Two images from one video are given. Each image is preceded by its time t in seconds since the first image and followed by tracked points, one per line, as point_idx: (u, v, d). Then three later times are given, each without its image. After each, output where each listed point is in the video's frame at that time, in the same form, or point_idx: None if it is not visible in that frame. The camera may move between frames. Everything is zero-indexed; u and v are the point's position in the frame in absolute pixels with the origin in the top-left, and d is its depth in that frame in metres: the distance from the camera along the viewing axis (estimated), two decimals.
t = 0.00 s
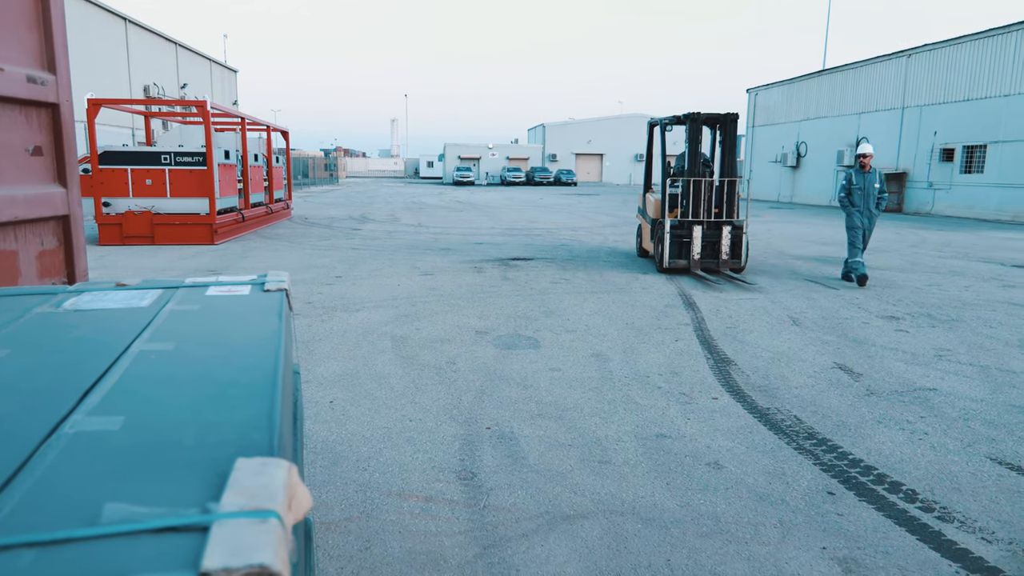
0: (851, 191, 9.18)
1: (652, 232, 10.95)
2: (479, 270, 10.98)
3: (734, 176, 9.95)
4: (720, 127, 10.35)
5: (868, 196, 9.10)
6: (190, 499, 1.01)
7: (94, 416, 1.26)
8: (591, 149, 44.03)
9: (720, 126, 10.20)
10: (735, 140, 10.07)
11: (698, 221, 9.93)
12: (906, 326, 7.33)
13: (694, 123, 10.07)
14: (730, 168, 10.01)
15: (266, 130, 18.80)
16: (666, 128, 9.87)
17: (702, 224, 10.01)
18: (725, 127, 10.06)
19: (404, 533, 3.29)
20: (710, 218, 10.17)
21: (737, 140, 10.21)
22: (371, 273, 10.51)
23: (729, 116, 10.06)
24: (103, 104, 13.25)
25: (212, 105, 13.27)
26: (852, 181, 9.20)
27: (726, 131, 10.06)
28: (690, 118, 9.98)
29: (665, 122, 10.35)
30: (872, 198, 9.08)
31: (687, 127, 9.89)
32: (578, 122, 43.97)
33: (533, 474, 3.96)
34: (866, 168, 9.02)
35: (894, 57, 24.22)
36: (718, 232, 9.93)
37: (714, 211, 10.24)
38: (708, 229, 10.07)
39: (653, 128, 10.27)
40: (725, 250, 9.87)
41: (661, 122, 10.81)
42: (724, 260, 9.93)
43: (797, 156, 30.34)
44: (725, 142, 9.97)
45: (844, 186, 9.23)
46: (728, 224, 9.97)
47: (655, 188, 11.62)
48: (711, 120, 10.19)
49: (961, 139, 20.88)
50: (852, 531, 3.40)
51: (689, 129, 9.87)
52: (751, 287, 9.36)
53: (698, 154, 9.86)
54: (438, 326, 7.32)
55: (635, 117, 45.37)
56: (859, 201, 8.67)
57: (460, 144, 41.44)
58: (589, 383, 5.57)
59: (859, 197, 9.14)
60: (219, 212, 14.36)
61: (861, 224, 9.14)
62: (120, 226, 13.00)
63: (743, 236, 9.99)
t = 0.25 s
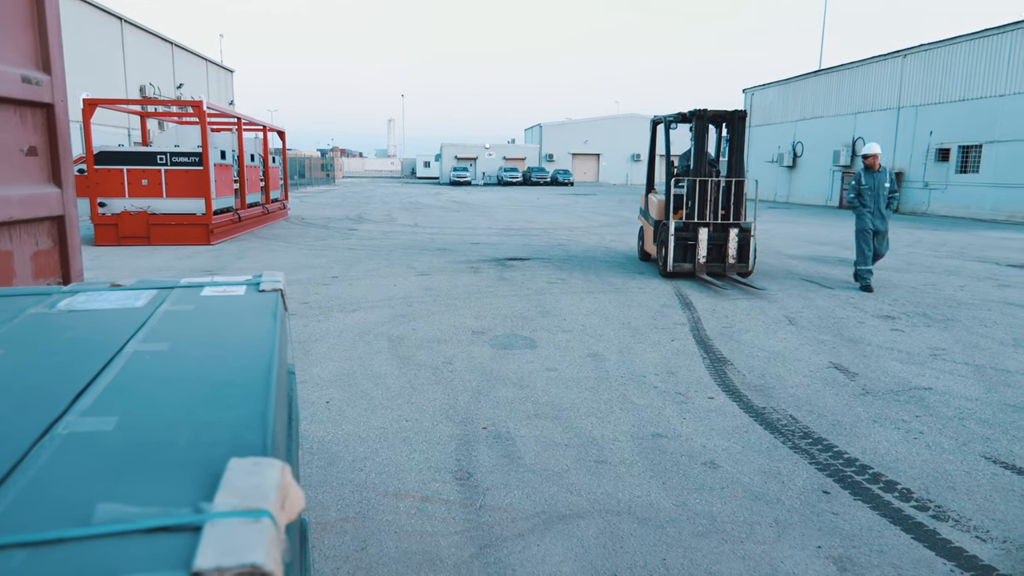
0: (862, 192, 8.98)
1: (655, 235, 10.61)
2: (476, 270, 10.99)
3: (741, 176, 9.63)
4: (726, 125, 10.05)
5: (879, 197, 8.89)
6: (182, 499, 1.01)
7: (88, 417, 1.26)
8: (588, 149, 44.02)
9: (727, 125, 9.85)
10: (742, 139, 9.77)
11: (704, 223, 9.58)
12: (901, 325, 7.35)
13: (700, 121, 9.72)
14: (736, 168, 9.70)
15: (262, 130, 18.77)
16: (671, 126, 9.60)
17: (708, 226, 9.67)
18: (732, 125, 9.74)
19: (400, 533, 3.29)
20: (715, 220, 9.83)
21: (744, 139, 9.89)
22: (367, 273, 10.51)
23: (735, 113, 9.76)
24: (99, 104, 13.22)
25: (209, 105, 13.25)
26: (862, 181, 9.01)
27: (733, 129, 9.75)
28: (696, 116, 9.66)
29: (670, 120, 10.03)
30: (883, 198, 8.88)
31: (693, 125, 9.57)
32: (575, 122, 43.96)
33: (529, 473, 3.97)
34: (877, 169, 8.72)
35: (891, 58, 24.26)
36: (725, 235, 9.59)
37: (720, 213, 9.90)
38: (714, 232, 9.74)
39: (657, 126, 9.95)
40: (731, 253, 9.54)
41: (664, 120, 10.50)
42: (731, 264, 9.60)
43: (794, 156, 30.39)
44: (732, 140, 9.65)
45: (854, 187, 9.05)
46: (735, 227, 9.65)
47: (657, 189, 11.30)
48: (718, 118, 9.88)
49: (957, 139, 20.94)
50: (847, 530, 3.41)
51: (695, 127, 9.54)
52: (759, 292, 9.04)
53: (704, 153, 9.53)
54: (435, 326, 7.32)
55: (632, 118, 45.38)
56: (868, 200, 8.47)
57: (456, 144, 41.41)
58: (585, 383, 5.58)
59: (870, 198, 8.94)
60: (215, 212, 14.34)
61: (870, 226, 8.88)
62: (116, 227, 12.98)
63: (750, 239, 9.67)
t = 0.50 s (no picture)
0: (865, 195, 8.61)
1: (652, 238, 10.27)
2: (467, 270, 10.99)
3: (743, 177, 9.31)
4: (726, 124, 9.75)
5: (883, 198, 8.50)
6: (166, 501, 1.01)
7: (72, 419, 1.26)
8: (579, 149, 44.04)
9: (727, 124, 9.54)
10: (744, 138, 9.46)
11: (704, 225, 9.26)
12: (889, 324, 7.40)
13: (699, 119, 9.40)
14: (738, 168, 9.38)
15: (253, 130, 18.70)
16: (669, 125, 9.28)
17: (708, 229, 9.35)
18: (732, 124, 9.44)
19: (390, 533, 3.30)
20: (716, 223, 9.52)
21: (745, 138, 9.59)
22: (358, 273, 10.49)
23: (736, 111, 9.46)
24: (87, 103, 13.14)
25: (199, 105, 13.19)
26: (865, 183, 8.62)
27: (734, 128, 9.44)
28: (696, 114, 9.34)
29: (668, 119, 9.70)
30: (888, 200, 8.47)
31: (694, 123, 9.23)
32: (567, 122, 43.98)
33: (519, 474, 3.97)
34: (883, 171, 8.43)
35: (879, 60, 24.35)
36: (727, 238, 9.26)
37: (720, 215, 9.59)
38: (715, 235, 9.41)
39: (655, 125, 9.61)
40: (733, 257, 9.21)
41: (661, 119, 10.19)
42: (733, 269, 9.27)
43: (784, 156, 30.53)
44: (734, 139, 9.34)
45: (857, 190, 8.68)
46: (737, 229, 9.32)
47: (653, 191, 10.96)
48: (718, 117, 9.55)
49: (945, 139, 21.09)
50: (835, 528, 3.43)
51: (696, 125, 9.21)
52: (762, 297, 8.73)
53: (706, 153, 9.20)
54: (426, 327, 7.33)
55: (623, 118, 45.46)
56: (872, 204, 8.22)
57: (448, 144, 41.37)
58: (576, 383, 5.59)
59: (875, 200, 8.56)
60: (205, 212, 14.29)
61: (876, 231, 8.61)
62: (105, 227, 12.92)
63: (752, 242, 9.35)
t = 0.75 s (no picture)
0: (866, 195, 8.36)
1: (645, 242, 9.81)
2: (453, 270, 10.98)
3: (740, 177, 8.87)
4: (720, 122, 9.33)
5: (883, 199, 8.23)
6: (140, 505, 1.00)
7: (47, 423, 1.25)
8: (565, 149, 44.09)
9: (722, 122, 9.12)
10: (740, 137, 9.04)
11: (699, 227, 8.79)
12: (871, 323, 7.48)
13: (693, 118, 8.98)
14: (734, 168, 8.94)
15: (237, 130, 18.57)
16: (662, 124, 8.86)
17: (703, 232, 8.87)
18: (728, 122, 9.03)
19: (374, 535, 3.29)
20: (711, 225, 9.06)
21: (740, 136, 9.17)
22: (343, 273, 10.45)
23: (732, 109, 9.04)
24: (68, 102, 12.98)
25: (181, 105, 13.08)
26: (866, 183, 8.38)
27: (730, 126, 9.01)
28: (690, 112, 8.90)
29: (660, 117, 9.25)
30: (889, 202, 8.19)
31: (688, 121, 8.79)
32: (552, 123, 44.02)
33: (504, 474, 3.98)
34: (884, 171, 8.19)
35: (863, 57, 24.62)
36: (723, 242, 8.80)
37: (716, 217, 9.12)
38: (711, 238, 8.94)
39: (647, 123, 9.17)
40: (730, 262, 8.74)
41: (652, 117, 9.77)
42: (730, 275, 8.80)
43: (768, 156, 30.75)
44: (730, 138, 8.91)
45: (859, 191, 8.45)
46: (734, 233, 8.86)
47: (645, 193, 10.51)
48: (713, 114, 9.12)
49: (927, 140, 21.32)
50: (817, 526, 3.46)
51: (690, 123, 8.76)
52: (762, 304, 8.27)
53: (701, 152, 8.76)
54: (411, 327, 7.31)
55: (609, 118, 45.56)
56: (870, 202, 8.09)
57: (433, 144, 41.27)
58: (561, 383, 5.61)
59: (875, 201, 8.30)
60: (188, 213, 14.18)
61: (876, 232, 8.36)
62: (86, 228, 12.79)
63: (750, 246, 8.88)
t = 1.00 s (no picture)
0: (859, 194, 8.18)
1: (637, 245, 9.47)
2: (437, 270, 10.95)
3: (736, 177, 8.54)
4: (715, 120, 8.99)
5: (877, 197, 8.06)
6: (114, 510, 0.99)
7: (20, 427, 1.23)
8: (550, 149, 44.08)
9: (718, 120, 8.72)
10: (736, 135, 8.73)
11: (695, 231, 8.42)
12: (852, 322, 7.56)
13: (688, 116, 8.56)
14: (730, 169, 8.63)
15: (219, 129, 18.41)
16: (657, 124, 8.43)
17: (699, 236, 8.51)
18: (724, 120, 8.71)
19: (358, 537, 3.27)
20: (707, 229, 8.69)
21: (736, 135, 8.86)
22: (327, 274, 10.40)
23: (727, 106, 8.73)
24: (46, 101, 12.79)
25: (162, 104, 12.95)
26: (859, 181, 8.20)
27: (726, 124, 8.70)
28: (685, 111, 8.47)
29: (654, 115, 8.92)
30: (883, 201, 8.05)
31: (683, 119, 8.47)
32: (537, 123, 44.01)
33: (488, 474, 3.98)
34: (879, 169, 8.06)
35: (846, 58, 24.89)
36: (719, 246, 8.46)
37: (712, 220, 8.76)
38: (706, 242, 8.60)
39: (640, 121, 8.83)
40: (726, 266, 8.41)
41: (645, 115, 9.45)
42: (727, 280, 8.45)
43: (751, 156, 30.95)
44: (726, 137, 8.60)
45: (851, 189, 8.26)
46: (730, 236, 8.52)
47: (637, 194, 10.18)
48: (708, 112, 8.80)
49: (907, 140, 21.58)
50: (798, 523, 3.50)
51: (685, 121, 8.44)
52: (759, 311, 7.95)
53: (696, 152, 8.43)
54: (396, 328, 7.29)
55: (593, 118, 45.65)
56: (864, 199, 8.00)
57: (418, 144, 41.17)
58: (546, 383, 5.61)
59: (869, 199, 8.11)
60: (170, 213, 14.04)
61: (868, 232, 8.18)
62: (65, 228, 12.60)
63: (747, 250, 8.55)
